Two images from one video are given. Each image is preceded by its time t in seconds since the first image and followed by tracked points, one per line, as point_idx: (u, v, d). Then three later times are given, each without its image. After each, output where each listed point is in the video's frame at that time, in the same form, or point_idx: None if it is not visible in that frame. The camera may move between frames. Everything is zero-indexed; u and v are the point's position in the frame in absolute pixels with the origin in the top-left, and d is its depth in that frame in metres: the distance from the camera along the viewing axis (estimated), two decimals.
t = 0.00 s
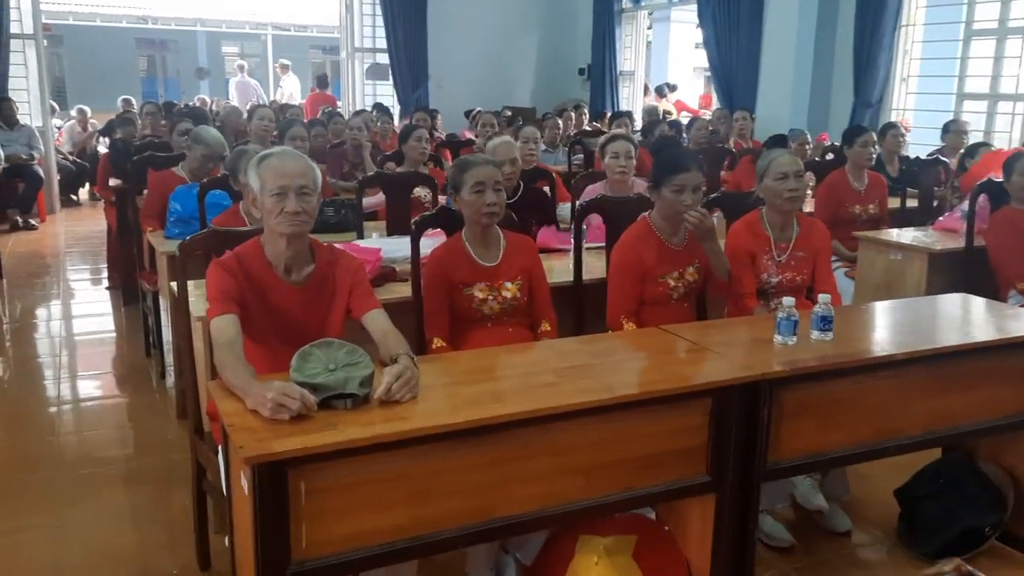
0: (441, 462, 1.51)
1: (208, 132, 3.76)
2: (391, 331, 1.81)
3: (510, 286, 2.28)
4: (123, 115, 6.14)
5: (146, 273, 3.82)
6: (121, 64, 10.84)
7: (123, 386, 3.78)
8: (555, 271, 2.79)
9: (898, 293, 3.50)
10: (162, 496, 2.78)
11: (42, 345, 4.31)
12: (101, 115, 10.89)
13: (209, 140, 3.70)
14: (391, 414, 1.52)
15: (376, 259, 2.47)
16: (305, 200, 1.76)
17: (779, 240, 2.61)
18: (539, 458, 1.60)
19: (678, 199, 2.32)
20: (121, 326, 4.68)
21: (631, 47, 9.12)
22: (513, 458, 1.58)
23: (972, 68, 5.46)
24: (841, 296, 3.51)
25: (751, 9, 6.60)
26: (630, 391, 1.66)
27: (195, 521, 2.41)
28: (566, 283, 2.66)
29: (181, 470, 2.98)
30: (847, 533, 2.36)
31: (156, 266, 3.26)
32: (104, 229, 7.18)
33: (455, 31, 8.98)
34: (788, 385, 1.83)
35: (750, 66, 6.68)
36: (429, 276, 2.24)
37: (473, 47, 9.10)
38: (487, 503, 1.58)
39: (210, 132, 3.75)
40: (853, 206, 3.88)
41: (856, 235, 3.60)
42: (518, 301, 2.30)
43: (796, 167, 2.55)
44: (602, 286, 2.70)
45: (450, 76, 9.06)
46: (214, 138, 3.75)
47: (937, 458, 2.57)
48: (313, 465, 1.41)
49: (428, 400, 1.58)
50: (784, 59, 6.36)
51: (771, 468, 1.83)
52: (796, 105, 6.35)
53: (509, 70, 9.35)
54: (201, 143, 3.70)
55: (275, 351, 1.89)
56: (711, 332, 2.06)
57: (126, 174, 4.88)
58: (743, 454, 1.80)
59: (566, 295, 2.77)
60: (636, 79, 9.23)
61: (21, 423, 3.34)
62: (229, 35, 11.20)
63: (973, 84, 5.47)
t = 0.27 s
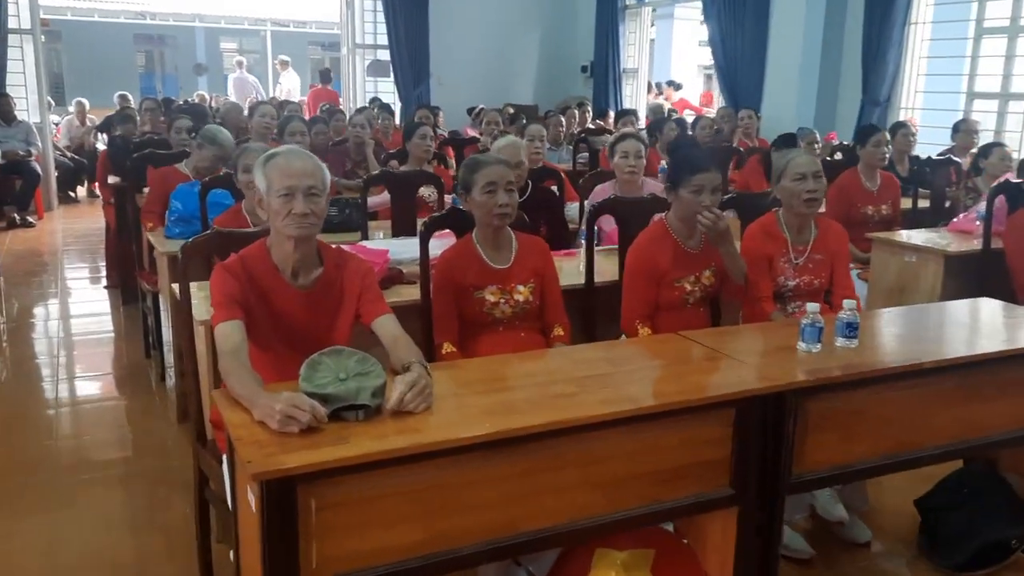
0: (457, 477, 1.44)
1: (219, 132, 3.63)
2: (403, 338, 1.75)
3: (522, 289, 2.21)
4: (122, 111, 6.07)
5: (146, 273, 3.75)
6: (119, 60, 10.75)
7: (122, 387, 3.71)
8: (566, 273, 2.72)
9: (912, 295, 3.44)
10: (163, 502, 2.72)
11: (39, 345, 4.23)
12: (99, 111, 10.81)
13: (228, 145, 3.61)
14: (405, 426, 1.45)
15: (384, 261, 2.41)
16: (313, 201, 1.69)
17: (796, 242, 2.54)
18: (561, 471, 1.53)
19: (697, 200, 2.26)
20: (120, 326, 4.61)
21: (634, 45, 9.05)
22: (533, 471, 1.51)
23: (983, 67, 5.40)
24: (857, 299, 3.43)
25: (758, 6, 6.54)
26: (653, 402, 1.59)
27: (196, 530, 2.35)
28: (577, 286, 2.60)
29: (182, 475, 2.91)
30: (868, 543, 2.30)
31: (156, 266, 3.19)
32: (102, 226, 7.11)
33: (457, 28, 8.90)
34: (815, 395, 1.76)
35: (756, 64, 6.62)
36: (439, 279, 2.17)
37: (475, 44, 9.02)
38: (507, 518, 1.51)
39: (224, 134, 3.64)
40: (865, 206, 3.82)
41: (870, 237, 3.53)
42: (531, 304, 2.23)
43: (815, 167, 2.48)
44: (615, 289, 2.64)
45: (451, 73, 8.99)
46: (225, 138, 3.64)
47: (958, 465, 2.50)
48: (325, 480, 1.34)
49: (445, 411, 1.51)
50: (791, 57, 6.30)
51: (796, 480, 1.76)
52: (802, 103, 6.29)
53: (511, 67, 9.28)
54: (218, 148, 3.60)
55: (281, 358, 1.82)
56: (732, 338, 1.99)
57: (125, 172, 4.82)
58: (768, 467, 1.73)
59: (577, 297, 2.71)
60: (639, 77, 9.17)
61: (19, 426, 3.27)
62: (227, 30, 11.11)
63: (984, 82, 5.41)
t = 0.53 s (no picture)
0: (478, 499, 1.38)
1: (218, 133, 3.54)
2: (419, 350, 1.69)
3: (537, 296, 2.15)
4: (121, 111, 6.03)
5: (147, 277, 3.68)
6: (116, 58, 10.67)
7: (122, 394, 3.64)
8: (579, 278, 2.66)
9: (927, 299, 3.38)
10: (166, 514, 2.65)
11: (38, 349, 4.16)
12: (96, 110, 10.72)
13: (227, 147, 3.53)
14: (424, 447, 1.38)
15: (394, 267, 2.34)
16: (325, 210, 1.63)
17: (815, 247, 2.48)
18: (586, 492, 1.47)
19: (717, 205, 2.21)
20: (119, 329, 4.54)
21: (637, 43, 8.99)
22: (558, 493, 1.45)
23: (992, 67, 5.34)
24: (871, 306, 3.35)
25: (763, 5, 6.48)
26: (680, 418, 1.52)
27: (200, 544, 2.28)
28: (591, 292, 2.54)
29: (185, 485, 2.84)
30: (892, 556, 2.24)
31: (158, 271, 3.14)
32: (101, 227, 7.03)
33: (457, 26, 8.83)
34: (845, 409, 1.70)
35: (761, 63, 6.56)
36: (452, 287, 2.11)
37: (476, 43, 8.95)
38: (530, 542, 1.44)
39: (223, 135, 3.55)
40: (878, 208, 3.76)
41: (884, 240, 3.47)
42: (546, 312, 2.17)
43: (834, 170, 2.41)
44: (629, 295, 2.58)
45: (452, 72, 8.92)
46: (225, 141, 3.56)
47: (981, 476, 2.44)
48: (341, 505, 1.28)
49: (467, 429, 1.45)
50: (796, 56, 6.24)
51: (825, 496, 1.70)
52: (808, 103, 6.23)
53: (512, 66, 9.21)
54: (217, 149, 3.52)
55: (291, 372, 1.76)
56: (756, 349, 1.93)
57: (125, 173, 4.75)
58: (798, 484, 1.67)
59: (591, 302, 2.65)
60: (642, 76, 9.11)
61: (17, 434, 3.20)
62: (224, 29, 11.02)
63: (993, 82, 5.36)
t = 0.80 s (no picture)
0: (497, 519, 1.32)
1: (218, 133, 3.48)
2: (432, 360, 1.64)
3: (550, 302, 2.09)
4: (119, 111, 5.98)
5: (146, 280, 3.62)
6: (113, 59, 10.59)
7: (121, 400, 3.57)
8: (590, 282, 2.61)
9: (942, 300, 3.32)
10: (168, 524, 2.58)
11: (35, 354, 4.10)
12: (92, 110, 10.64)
13: (226, 147, 3.47)
14: (441, 463, 1.32)
15: (402, 271, 2.29)
16: (335, 215, 1.57)
17: (832, 249, 2.43)
18: (608, 508, 1.41)
19: (735, 207, 2.17)
20: (119, 332, 4.48)
21: (638, 41, 8.95)
22: (579, 509, 1.38)
23: (1000, 64, 5.29)
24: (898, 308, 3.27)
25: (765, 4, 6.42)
26: (705, 431, 1.46)
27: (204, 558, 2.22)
28: (602, 296, 2.48)
29: (187, 495, 2.77)
30: (913, 566, 2.18)
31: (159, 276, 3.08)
32: (98, 229, 6.96)
33: (457, 25, 8.76)
34: (873, 419, 1.64)
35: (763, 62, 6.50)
36: (462, 292, 2.05)
37: (476, 42, 8.88)
38: (550, 561, 1.38)
39: (223, 135, 3.49)
40: (889, 208, 3.71)
41: (896, 240, 3.42)
42: (559, 318, 2.11)
43: (851, 170, 2.35)
44: (642, 299, 2.52)
45: (452, 71, 8.85)
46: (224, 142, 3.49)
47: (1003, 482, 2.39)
48: (356, 526, 1.21)
49: (486, 443, 1.39)
50: (800, 54, 6.18)
51: (852, 509, 1.64)
52: (812, 101, 6.17)
53: (511, 65, 9.13)
54: (216, 148, 3.46)
55: (299, 383, 1.70)
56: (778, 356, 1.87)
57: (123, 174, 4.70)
58: (825, 496, 1.61)
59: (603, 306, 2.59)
60: (643, 74, 9.07)
61: (14, 442, 3.12)
62: (221, 28, 10.94)
63: (1001, 79, 5.30)
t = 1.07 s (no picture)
0: (509, 534, 1.25)
1: (215, 131, 3.42)
2: (441, 365, 1.58)
3: (560, 303, 2.02)
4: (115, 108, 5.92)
5: (144, 281, 3.55)
6: (109, 56, 10.51)
7: (118, 403, 3.50)
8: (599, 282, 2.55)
9: (954, 299, 3.27)
10: (166, 532, 2.52)
11: (31, 356, 4.03)
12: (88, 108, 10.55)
13: (220, 145, 3.39)
14: (452, 475, 1.25)
15: (406, 272, 2.22)
16: (341, 214, 1.52)
17: (848, 247, 2.37)
18: (626, 520, 1.34)
19: (751, 205, 2.12)
20: (116, 333, 4.40)
21: (639, 36, 8.88)
22: (596, 522, 1.32)
23: (1007, 58, 5.23)
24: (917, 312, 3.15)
25: None
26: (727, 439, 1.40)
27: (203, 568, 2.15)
28: (612, 296, 2.42)
29: (187, 502, 2.71)
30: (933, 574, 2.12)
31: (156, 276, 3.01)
32: (95, 228, 6.89)
33: (456, 21, 8.69)
34: (899, 425, 1.58)
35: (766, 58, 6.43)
36: (469, 294, 1.99)
37: (475, 38, 8.81)
38: None
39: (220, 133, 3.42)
40: (899, 205, 3.65)
41: (907, 238, 3.36)
42: (569, 320, 2.05)
43: (867, 166, 2.30)
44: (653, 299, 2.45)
45: (451, 68, 8.78)
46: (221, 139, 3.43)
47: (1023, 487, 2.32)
48: (363, 543, 1.15)
49: (498, 453, 1.32)
50: (804, 49, 6.11)
51: (876, 518, 1.58)
52: (816, 97, 6.11)
53: (511, 61, 9.06)
54: (210, 146, 3.39)
55: (303, 391, 1.64)
56: (796, 358, 1.81)
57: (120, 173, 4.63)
58: (850, 505, 1.55)
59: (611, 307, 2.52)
60: (644, 71, 9.01)
61: (9, 447, 3.05)
62: (219, 25, 10.86)
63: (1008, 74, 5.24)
